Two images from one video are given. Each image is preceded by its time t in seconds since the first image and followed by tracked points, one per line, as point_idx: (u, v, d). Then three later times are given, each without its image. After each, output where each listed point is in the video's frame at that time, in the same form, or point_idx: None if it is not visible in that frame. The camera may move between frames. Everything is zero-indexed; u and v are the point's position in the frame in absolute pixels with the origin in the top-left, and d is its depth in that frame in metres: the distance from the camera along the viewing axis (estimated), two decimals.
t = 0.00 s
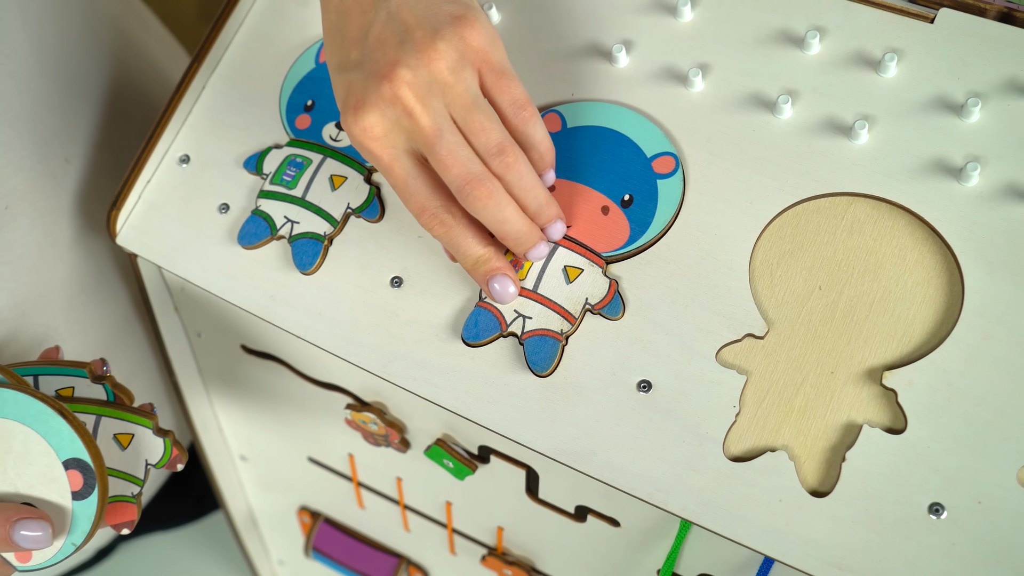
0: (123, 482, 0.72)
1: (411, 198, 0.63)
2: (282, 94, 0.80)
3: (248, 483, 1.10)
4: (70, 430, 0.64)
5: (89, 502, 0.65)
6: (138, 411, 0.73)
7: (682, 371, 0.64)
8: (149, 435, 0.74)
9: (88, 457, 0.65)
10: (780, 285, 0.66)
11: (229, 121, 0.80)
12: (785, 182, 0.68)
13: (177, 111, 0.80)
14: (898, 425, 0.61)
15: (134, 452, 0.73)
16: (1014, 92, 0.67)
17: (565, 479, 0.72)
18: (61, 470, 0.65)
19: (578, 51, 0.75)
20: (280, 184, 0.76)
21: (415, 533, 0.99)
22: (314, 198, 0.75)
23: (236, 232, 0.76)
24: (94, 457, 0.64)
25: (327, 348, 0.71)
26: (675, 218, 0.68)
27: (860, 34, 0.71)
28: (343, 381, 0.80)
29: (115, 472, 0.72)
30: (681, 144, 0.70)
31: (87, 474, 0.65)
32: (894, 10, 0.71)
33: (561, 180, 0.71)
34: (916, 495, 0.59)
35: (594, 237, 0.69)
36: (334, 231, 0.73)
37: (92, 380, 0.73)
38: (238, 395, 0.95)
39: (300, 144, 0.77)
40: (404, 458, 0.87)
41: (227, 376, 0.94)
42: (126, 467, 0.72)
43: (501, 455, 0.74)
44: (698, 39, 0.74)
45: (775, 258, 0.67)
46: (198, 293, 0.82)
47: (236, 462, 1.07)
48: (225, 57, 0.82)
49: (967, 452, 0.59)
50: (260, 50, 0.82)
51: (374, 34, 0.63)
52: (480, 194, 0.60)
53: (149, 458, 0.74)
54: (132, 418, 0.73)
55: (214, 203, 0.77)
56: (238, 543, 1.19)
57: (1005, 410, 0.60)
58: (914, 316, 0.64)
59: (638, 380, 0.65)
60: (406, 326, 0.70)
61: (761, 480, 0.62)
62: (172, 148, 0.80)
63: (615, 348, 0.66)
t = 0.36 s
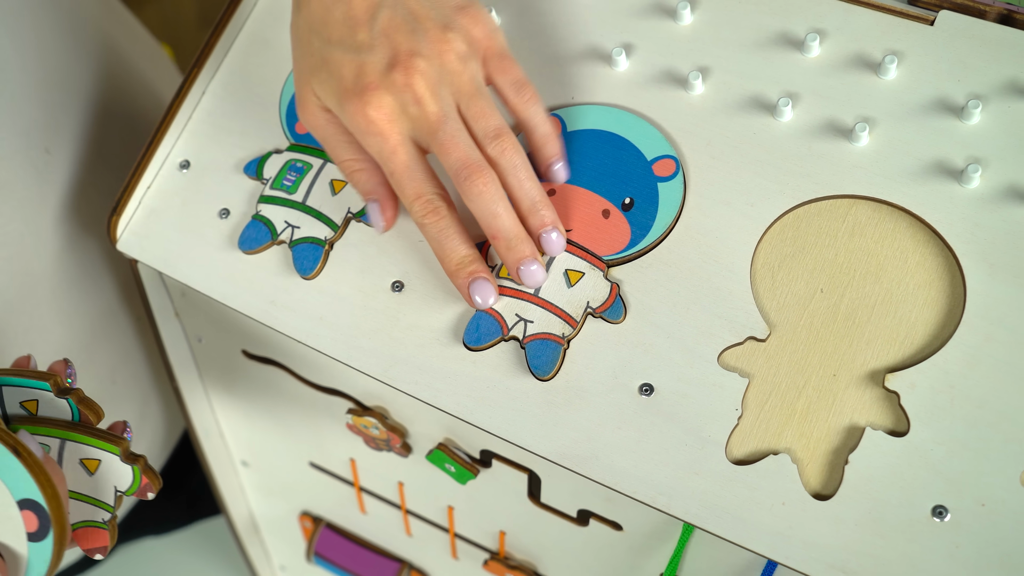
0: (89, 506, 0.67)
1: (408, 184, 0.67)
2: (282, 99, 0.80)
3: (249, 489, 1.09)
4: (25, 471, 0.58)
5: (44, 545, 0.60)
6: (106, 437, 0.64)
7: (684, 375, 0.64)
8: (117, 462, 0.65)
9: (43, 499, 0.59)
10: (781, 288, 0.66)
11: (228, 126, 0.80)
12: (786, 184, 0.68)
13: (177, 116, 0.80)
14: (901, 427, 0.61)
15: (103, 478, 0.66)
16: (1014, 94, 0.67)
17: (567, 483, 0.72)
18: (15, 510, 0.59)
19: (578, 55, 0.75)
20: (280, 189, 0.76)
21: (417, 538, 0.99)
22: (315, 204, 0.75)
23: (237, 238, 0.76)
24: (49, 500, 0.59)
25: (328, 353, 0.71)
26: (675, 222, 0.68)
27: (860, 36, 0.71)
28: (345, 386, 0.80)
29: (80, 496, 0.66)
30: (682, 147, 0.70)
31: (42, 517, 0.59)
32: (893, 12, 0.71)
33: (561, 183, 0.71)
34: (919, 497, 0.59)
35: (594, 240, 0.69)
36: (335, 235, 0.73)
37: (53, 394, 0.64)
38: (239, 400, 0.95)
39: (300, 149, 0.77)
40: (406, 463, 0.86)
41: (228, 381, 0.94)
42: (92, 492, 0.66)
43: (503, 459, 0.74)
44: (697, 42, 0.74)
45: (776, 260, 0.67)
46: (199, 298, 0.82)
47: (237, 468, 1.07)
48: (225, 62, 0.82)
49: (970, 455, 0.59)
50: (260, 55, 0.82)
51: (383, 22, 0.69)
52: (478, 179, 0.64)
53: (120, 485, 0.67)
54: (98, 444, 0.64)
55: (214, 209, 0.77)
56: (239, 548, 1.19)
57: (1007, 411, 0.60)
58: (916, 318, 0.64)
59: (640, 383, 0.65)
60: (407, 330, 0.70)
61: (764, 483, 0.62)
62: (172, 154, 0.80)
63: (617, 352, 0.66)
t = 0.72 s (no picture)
0: (79, 477, 0.70)
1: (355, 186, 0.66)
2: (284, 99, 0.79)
3: (252, 490, 1.09)
4: (47, 410, 0.67)
5: (43, 490, 0.67)
6: (122, 411, 0.71)
7: (690, 374, 0.64)
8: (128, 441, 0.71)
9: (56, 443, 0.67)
10: (787, 286, 0.66)
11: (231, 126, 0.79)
12: (792, 182, 0.67)
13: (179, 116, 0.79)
14: (908, 426, 0.61)
15: (106, 453, 0.71)
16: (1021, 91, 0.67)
17: (572, 483, 0.71)
18: (25, 452, 0.67)
19: (583, 53, 0.75)
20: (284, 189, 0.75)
21: (420, 539, 0.99)
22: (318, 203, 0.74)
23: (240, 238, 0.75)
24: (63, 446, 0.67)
25: (333, 352, 0.71)
26: (681, 221, 0.68)
27: (867, 34, 0.71)
28: (348, 386, 0.79)
29: (76, 466, 0.70)
30: (687, 146, 0.70)
31: (51, 460, 0.67)
32: (900, 10, 0.71)
33: (566, 182, 0.71)
34: (928, 496, 0.59)
35: (600, 238, 0.69)
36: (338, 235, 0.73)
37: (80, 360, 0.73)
38: (242, 401, 0.95)
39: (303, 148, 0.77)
40: (409, 463, 0.86)
41: (230, 381, 0.93)
42: (87, 464, 0.70)
43: (507, 460, 0.74)
44: (702, 40, 0.73)
45: (782, 259, 0.67)
46: (200, 299, 0.83)
47: (240, 468, 1.07)
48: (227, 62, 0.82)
49: (978, 454, 0.59)
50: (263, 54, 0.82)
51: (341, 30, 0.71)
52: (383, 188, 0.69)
53: (120, 465, 0.72)
54: (112, 416, 0.71)
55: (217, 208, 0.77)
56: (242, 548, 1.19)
57: (1014, 410, 0.59)
58: (924, 317, 0.64)
59: (646, 382, 0.64)
60: (412, 329, 0.70)
61: (771, 483, 0.61)
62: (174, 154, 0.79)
63: (623, 351, 0.65)
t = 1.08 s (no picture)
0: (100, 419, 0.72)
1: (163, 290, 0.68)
2: (284, 97, 0.79)
3: (254, 488, 1.09)
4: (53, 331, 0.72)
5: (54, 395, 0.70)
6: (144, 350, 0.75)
7: (690, 369, 0.64)
8: (149, 378, 0.74)
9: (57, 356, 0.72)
10: (788, 282, 0.66)
11: (232, 124, 0.79)
12: (792, 177, 0.67)
13: (180, 115, 0.79)
14: (909, 420, 0.61)
15: (128, 393, 0.73)
16: (1020, 85, 0.66)
17: (574, 479, 0.71)
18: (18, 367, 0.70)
19: (582, 50, 0.75)
20: (284, 186, 0.75)
21: (422, 536, 0.99)
22: (319, 200, 0.74)
23: (241, 235, 0.75)
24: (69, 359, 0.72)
25: (333, 350, 0.71)
26: (681, 216, 0.68)
27: (866, 29, 0.71)
28: (349, 384, 0.79)
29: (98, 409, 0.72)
30: (687, 142, 0.70)
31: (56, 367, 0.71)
32: (899, 4, 0.71)
33: (566, 179, 0.71)
34: (929, 490, 0.59)
35: (600, 235, 0.68)
36: (339, 232, 0.73)
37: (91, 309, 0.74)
38: (243, 399, 0.95)
39: (303, 146, 0.76)
40: (411, 461, 0.86)
41: (232, 380, 0.93)
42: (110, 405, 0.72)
43: (509, 457, 0.74)
44: (701, 36, 0.73)
45: (782, 255, 0.67)
46: (203, 298, 0.81)
47: (242, 467, 1.07)
48: (227, 60, 0.82)
49: (979, 447, 0.59)
50: (263, 53, 0.82)
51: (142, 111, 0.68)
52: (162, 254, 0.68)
53: (143, 404, 0.74)
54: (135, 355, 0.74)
55: (218, 207, 0.77)
56: (244, 547, 1.19)
57: (1016, 403, 0.59)
58: (924, 311, 0.64)
59: (647, 378, 0.64)
60: (412, 326, 0.70)
61: (773, 478, 0.61)
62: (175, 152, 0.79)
63: (623, 347, 0.65)
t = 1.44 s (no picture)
0: (172, 445, 0.79)
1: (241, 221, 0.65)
2: (277, 102, 0.79)
3: (257, 496, 1.09)
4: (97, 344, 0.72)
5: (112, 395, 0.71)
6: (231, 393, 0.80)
7: (689, 363, 0.64)
8: (225, 416, 0.81)
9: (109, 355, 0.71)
10: (784, 273, 0.66)
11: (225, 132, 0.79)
12: (785, 169, 0.67)
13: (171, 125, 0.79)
14: (909, 408, 0.61)
15: (202, 427, 0.80)
16: (1012, 71, 0.67)
17: (576, 477, 0.71)
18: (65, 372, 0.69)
19: (573, 48, 0.75)
20: (278, 191, 0.75)
21: (427, 539, 0.99)
22: (313, 205, 0.74)
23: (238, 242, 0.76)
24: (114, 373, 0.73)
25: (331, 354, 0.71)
26: (676, 211, 0.68)
27: (857, 20, 0.71)
28: (349, 388, 0.79)
29: (172, 435, 0.79)
30: (680, 136, 0.70)
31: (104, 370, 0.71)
32: None
33: (560, 176, 0.71)
34: (931, 477, 0.59)
35: (595, 232, 0.68)
36: (334, 236, 0.73)
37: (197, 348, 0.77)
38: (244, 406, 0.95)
39: (296, 150, 0.77)
40: (413, 463, 0.86)
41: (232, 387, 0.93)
42: (184, 436, 0.79)
43: (510, 456, 0.74)
44: (692, 31, 0.73)
45: (778, 246, 0.67)
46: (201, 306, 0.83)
47: (244, 475, 1.07)
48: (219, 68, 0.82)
49: (980, 433, 0.59)
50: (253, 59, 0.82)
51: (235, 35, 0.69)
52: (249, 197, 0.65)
53: (215, 440, 0.83)
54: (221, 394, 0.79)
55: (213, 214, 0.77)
56: (249, 555, 1.19)
57: (1017, 388, 0.59)
58: (922, 298, 0.64)
59: (646, 373, 0.64)
60: (410, 328, 0.70)
61: (774, 470, 0.61)
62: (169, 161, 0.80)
63: (622, 343, 0.65)
